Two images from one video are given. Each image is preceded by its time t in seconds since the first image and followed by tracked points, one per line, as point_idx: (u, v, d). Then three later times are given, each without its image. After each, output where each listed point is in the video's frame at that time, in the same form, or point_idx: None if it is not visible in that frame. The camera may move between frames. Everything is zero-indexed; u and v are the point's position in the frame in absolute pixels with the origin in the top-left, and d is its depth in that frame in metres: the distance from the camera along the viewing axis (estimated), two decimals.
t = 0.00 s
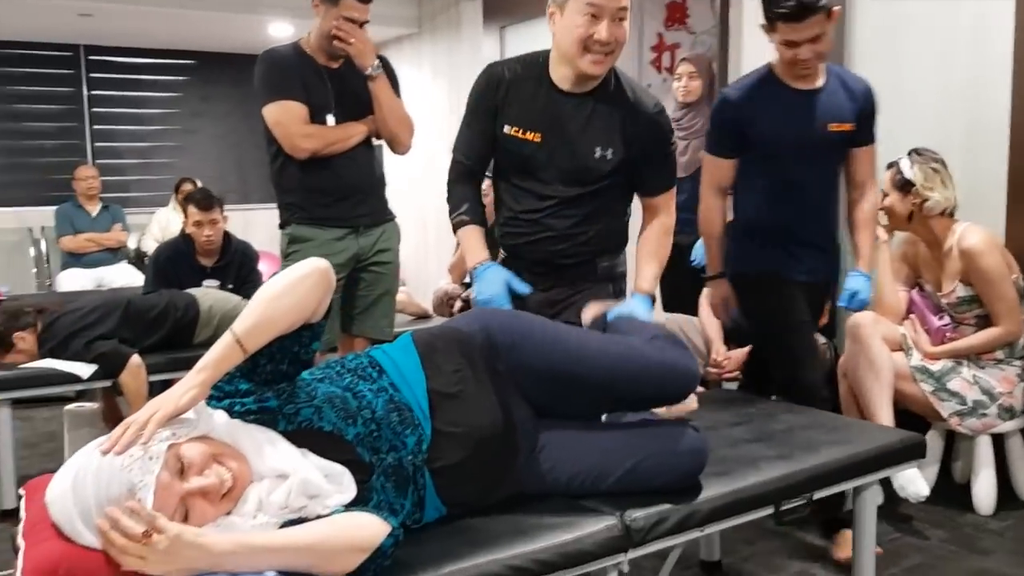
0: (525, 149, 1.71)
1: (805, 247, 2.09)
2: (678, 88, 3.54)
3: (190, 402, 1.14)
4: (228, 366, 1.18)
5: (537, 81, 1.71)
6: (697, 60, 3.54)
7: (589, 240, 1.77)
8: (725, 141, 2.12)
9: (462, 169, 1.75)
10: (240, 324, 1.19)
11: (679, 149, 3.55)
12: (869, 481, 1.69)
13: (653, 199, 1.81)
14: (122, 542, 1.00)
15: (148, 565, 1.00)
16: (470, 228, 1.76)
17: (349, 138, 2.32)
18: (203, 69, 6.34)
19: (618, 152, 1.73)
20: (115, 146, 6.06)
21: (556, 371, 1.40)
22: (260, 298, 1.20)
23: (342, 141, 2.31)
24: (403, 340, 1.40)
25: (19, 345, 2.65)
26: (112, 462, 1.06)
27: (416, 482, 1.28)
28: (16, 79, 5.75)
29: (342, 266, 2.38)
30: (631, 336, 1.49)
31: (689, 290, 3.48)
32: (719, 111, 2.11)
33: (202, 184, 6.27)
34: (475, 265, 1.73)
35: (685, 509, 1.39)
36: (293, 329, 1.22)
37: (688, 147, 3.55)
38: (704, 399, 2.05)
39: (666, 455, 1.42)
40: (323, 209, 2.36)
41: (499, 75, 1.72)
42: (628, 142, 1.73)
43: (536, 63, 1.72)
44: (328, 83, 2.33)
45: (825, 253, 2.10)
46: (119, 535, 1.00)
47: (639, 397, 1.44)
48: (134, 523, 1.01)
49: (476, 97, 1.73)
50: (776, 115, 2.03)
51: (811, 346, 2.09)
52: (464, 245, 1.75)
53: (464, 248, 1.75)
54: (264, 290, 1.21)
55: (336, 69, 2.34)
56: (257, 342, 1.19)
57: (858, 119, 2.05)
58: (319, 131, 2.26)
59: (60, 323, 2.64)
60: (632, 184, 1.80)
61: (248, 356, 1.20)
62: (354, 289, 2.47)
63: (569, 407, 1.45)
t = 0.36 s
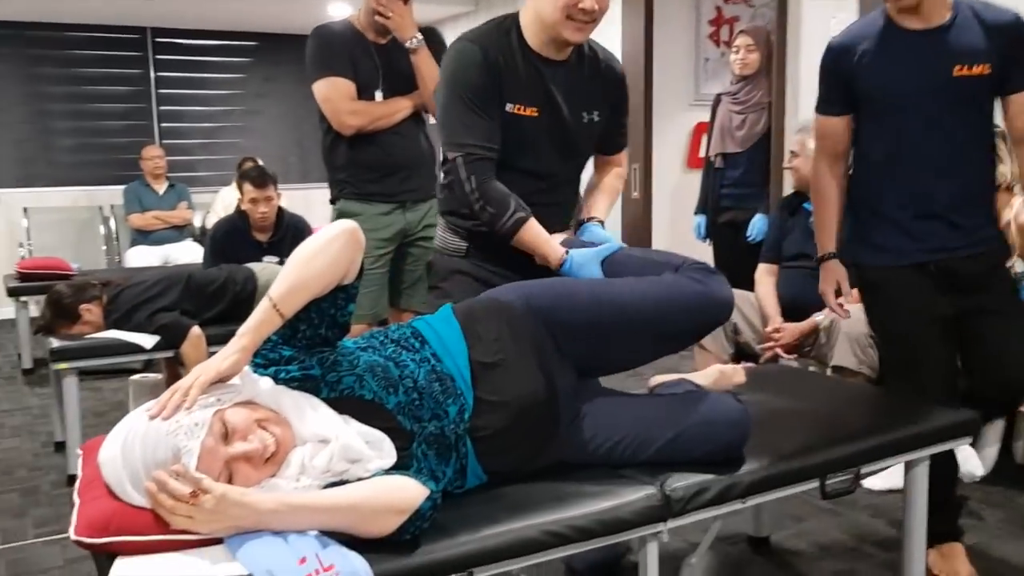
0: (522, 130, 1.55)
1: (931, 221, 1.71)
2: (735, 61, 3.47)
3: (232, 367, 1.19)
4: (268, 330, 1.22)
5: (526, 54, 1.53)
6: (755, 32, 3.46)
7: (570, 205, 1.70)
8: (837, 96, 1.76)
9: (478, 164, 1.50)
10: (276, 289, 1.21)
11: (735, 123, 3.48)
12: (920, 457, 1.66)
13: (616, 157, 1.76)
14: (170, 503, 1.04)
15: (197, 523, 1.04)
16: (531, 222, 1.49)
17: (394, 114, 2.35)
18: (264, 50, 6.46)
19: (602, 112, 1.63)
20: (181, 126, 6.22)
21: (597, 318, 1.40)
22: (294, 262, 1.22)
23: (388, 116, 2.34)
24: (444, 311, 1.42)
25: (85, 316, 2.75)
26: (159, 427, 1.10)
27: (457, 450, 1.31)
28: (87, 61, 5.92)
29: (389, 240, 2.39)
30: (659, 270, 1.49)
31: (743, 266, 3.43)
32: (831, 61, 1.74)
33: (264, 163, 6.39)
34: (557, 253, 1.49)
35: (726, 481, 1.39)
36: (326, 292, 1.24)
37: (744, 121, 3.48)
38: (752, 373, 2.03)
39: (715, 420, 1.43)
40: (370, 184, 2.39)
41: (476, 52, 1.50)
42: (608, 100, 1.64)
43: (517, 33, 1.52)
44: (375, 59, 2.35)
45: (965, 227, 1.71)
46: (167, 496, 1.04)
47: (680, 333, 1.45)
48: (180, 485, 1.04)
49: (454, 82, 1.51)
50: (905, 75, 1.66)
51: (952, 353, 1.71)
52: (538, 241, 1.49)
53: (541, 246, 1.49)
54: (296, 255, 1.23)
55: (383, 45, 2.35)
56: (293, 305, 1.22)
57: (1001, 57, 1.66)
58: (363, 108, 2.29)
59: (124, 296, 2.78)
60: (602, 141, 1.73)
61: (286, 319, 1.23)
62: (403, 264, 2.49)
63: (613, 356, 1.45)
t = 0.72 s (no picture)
0: (496, 118, 1.53)
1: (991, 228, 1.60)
2: (764, 43, 3.42)
3: (246, 347, 1.20)
4: (278, 309, 1.24)
5: (508, 41, 1.51)
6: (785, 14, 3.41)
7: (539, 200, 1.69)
8: (880, 116, 1.69)
9: (463, 152, 1.46)
10: (282, 269, 1.23)
11: (764, 106, 3.44)
12: (944, 437, 1.65)
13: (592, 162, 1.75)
14: (192, 480, 1.07)
15: (218, 498, 1.07)
16: (519, 204, 1.50)
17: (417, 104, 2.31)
18: (297, 40, 6.50)
19: (572, 112, 1.62)
20: (214, 116, 6.29)
21: (607, 277, 1.43)
22: (296, 241, 1.24)
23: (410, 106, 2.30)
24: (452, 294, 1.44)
25: (119, 303, 2.84)
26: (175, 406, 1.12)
27: (473, 427, 1.33)
28: (122, 53, 6.01)
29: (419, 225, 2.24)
30: (647, 216, 1.53)
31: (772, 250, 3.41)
32: (867, 103, 1.70)
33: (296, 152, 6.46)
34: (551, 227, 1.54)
35: (743, 461, 1.39)
36: (329, 268, 1.27)
37: (773, 104, 3.43)
38: (773, 356, 2.02)
39: (727, 390, 1.46)
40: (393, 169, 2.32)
41: (461, 31, 1.48)
42: (581, 105, 1.63)
43: (501, 20, 1.50)
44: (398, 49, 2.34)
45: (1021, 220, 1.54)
46: (189, 473, 1.07)
47: (680, 275, 1.48)
48: (200, 463, 1.07)
49: (432, 61, 1.48)
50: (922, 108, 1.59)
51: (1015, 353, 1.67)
52: (529, 220, 1.52)
53: (532, 223, 1.52)
54: (297, 235, 1.25)
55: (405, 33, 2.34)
56: (300, 282, 1.24)
57: None
58: (386, 97, 2.25)
59: (156, 283, 2.84)
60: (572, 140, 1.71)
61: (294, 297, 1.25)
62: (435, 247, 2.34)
63: (623, 315, 1.48)
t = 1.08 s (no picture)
0: (492, 111, 1.53)
1: None
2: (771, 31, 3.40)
3: (248, 334, 1.23)
4: (280, 295, 1.27)
5: (511, 35, 1.49)
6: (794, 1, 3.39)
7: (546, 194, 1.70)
8: (860, 185, 1.59)
9: (423, 125, 1.50)
10: (281, 256, 1.26)
11: (774, 96, 3.34)
12: (949, 421, 1.65)
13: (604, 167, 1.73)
14: (199, 470, 1.09)
15: (225, 487, 1.09)
16: (452, 164, 1.48)
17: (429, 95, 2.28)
18: (310, 34, 6.53)
19: (587, 118, 1.60)
20: (227, 112, 6.33)
21: (603, 258, 1.43)
22: (293, 229, 1.27)
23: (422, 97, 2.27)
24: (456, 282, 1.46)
25: (132, 297, 2.88)
26: (183, 394, 1.15)
27: (477, 413, 1.34)
28: (136, 49, 6.06)
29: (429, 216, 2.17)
30: (641, 190, 1.50)
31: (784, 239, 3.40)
32: (848, 164, 1.59)
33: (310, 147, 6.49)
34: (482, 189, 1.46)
35: (747, 445, 1.40)
36: (328, 253, 1.30)
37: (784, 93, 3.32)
38: (781, 343, 2.02)
39: (733, 377, 1.46)
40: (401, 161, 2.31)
41: (457, 21, 1.47)
42: (594, 106, 1.60)
43: (510, 18, 1.49)
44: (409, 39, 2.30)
45: None
46: (196, 463, 1.10)
47: (680, 248, 1.47)
48: (207, 452, 1.09)
49: (424, 52, 1.48)
50: (932, 164, 1.47)
51: None
52: (457, 183, 1.48)
53: (461, 185, 1.48)
54: (293, 222, 1.27)
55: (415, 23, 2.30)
56: (299, 269, 1.26)
57: None
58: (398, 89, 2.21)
59: (170, 276, 2.88)
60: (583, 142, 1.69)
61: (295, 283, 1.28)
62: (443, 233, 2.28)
63: (629, 292, 1.47)
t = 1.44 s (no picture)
0: (483, 115, 1.52)
1: None
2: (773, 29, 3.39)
3: (245, 332, 1.24)
4: (275, 294, 1.28)
5: (490, 39, 1.48)
6: None
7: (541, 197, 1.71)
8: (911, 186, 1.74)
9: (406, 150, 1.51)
10: (273, 256, 1.28)
11: (775, 93, 3.33)
12: (949, 416, 1.64)
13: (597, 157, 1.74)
14: (197, 465, 1.10)
15: (222, 482, 1.10)
16: (441, 216, 1.52)
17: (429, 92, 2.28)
18: (314, 33, 6.53)
19: (576, 107, 1.60)
20: (232, 111, 6.35)
21: (590, 233, 1.44)
22: (284, 228, 1.29)
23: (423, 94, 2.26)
24: (454, 277, 1.46)
25: (135, 296, 2.89)
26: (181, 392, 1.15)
27: (477, 411, 1.34)
28: (141, 49, 6.08)
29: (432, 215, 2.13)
30: (613, 168, 1.52)
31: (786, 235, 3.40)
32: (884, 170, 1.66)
33: (315, 146, 6.50)
34: (457, 254, 1.49)
35: (745, 439, 1.40)
36: (320, 250, 1.31)
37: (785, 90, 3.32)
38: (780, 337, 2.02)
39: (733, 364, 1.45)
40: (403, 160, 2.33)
41: (432, 34, 1.45)
42: (582, 96, 1.60)
43: (488, 21, 1.48)
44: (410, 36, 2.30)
45: None
46: (194, 459, 1.10)
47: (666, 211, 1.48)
48: (204, 448, 1.10)
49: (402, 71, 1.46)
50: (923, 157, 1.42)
51: None
52: (437, 238, 1.51)
53: (440, 242, 1.51)
54: (283, 224, 1.30)
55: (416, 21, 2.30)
56: (292, 266, 1.28)
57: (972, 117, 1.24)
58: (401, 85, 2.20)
59: (173, 276, 2.91)
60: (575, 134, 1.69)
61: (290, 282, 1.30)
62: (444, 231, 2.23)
63: (624, 265, 1.48)
